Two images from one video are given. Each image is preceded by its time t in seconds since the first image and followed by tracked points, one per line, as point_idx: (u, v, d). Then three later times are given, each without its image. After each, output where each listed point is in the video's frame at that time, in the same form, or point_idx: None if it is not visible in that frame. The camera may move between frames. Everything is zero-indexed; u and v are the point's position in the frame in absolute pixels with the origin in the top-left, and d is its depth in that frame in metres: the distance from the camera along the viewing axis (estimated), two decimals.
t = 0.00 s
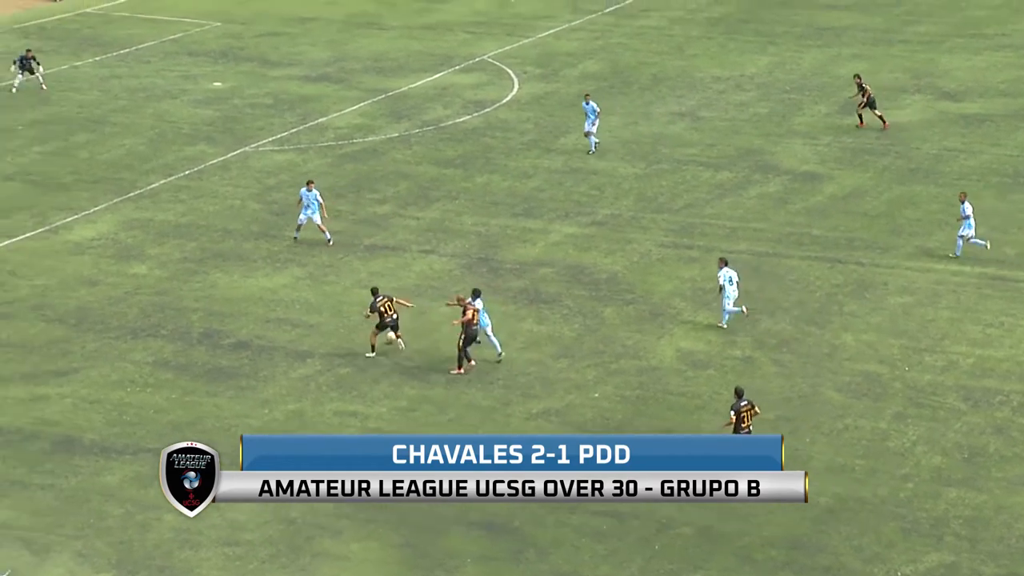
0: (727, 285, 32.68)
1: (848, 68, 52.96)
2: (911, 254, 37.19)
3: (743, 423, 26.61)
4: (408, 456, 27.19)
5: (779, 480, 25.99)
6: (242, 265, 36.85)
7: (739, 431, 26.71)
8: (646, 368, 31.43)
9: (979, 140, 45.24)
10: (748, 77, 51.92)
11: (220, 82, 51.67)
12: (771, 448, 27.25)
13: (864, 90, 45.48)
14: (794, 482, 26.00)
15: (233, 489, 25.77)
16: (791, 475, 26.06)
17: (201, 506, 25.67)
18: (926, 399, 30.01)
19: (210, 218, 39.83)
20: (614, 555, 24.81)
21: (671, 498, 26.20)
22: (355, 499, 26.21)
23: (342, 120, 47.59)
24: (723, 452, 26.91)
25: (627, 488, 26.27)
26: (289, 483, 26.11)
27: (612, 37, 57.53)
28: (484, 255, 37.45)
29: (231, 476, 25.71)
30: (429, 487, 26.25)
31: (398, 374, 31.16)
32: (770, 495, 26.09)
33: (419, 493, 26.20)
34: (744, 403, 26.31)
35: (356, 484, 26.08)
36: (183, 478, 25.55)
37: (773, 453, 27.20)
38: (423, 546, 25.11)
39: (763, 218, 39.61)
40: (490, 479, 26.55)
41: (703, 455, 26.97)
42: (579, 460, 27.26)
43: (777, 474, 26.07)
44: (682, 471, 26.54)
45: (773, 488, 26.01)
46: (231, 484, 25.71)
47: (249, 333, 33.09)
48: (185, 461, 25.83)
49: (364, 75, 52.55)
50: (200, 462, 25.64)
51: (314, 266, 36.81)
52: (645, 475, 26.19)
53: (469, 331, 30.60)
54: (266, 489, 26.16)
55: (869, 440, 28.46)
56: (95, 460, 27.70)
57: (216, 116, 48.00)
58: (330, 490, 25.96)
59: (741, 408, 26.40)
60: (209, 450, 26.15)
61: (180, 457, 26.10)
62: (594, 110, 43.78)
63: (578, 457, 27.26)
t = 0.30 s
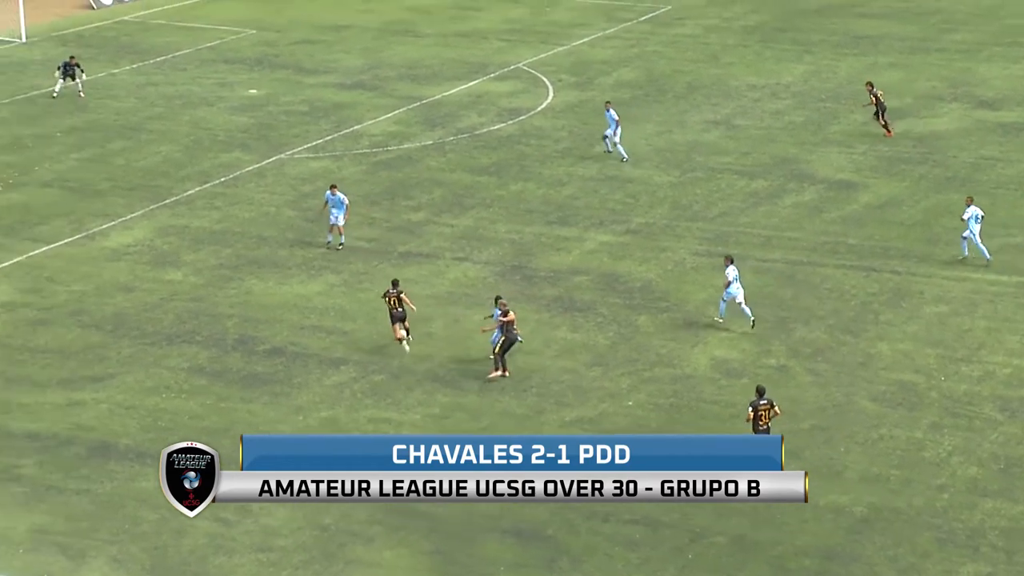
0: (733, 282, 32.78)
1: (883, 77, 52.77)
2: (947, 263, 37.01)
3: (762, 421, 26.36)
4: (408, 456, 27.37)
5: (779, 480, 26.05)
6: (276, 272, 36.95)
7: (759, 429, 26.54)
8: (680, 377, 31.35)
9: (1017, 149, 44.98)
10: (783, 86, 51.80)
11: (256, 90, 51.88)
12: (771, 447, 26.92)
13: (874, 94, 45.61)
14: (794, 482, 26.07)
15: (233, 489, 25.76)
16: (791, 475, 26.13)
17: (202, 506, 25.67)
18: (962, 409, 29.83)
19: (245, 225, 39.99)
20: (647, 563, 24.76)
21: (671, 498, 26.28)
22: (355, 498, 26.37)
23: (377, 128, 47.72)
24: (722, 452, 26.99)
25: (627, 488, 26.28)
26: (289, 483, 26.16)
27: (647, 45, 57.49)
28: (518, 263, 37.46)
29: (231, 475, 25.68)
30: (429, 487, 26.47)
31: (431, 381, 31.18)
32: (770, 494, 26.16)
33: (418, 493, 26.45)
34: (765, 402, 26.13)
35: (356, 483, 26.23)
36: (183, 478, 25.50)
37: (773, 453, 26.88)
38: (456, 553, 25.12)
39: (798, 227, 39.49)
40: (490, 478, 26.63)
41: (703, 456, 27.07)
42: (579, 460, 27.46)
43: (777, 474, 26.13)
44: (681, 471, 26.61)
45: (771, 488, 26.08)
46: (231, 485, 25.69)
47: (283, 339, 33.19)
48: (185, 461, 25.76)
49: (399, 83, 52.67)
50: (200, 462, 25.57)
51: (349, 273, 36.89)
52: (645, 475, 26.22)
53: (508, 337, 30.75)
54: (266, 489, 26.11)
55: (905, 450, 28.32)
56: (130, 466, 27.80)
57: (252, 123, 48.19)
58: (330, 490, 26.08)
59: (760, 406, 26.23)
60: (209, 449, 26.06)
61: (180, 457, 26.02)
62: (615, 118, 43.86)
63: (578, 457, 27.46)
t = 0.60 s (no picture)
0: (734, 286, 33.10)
1: (918, 85, 52.54)
2: (981, 273, 36.80)
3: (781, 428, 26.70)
4: (408, 456, 27.35)
5: (779, 479, 26.15)
6: (309, 278, 37.03)
7: (776, 433, 26.85)
8: (712, 386, 31.24)
9: None
10: (816, 93, 51.65)
11: (289, 97, 52.05)
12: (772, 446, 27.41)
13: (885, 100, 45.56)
14: (794, 481, 26.18)
15: (233, 489, 25.92)
16: (791, 475, 26.23)
17: (202, 506, 25.96)
18: (996, 419, 29.65)
19: (277, 232, 40.10)
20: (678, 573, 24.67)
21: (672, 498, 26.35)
22: (355, 498, 26.49)
23: (409, 135, 47.80)
24: (722, 452, 27.38)
25: (627, 488, 26.41)
26: (289, 483, 26.25)
27: (680, 53, 57.41)
28: (549, 270, 37.44)
29: (231, 476, 25.78)
30: (429, 487, 26.42)
31: (462, 389, 31.17)
32: (770, 494, 26.27)
33: (419, 493, 26.32)
34: (785, 411, 26.45)
35: (356, 483, 26.19)
36: (183, 479, 25.75)
37: (773, 453, 27.31)
38: (487, 561, 25.09)
39: (831, 235, 39.34)
40: (490, 478, 26.70)
41: (703, 456, 27.36)
42: (579, 460, 27.61)
43: (777, 474, 26.22)
44: (680, 471, 26.68)
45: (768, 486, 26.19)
46: (231, 485, 25.82)
47: (314, 346, 33.25)
48: (185, 461, 26.01)
49: (431, 90, 52.74)
50: (200, 462, 25.82)
51: (381, 280, 36.94)
52: (645, 475, 26.29)
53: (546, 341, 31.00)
54: (266, 489, 26.36)
55: (938, 460, 28.17)
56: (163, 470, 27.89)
57: (284, 130, 48.34)
58: (330, 490, 26.07)
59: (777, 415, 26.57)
60: (209, 450, 26.31)
61: (181, 457, 26.27)
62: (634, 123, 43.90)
63: (578, 457, 27.62)
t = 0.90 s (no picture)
0: (731, 283, 33.74)
1: (946, 93, 52.32)
2: (1010, 281, 36.58)
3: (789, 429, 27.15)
4: (408, 456, 28.49)
5: (778, 480, 26.87)
6: (335, 286, 37.06)
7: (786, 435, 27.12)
8: (738, 394, 31.12)
9: None
10: (844, 101, 51.48)
11: (316, 104, 52.13)
12: (771, 448, 28.38)
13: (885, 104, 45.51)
14: (794, 482, 26.86)
15: (233, 489, 26.62)
16: (790, 475, 26.93)
17: (201, 506, 26.40)
18: None
19: (303, 239, 40.16)
20: None
21: (671, 498, 26.93)
22: (355, 499, 27.04)
23: (435, 142, 47.82)
24: (720, 452, 28.19)
25: (627, 488, 26.92)
26: (289, 483, 26.99)
27: (708, 61, 57.27)
28: (574, 278, 37.38)
29: (232, 476, 26.58)
30: (430, 487, 27.28)
31: (487, 397, 31.13)
32: (770, 495, 26.91)
33: (419, 493, 27.27)
34: (794, 411, 26.95)
35: (356, 484, 27.02)
36: (183, 478, 26.16)
37: (773, 453, 28.35)
38: (512, 568, 25.04)
39: (859, 243, 39.17)
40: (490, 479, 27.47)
41: (702, 456, 28.15)
42: (579, 460, 28.62)
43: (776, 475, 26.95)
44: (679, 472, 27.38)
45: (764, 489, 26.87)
46: (231, 485, 26.57)
47: (340, 353, 33.26)
48: (185, 461, 26.42)
49: (458, 98, 52.76)
50: (200, 463, 26.24)
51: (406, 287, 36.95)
52: (645, 476, 26.94)
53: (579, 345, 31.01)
54: (266, 489, 26.89)
55: (966, 469, 28.01)
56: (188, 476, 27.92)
57: (310, 137, 48.43)
58: (330, 490, 26.90)
59: (790, 414, 27.06)
60: (209, 450, 26.74)
61: (180, 457, 26.68)
62: (645, 124, 44.34)
63: (578, 457, 28.62)
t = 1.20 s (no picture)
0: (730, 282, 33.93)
1: (968, 100, 52.20)
2: None
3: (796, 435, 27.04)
4: (408, 456, 28.60)
5: (779, 480, 26.63)
6: (355, 292, 37.14)
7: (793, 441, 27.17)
8: (758, 402, 31.08)
9: None
10: (865, 108, 51.40)
11: (337, 111, 52.27)
12: (771, 448, 28.66)
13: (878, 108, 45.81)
14: (794, 482, 26.60)
15: (233, 489, 26.20)
16: (791, 475, 26.67)
17: (201, 506, 25.84)
18: None
19: (324, 246, 40.26)
20: None
21: (672, 499, 26.92)
22: (355, 499, 26.99)
23: (457, 149, 47.90)
24: (722, 452, 28.46)
25: (627, 488, 26.82)
26: (289, 483, 26.69)
27: (729, 68, 57.24)
28: (595, 285, 37.40)
29: (231, 476, 26.12)
30: (429, 487, 27.23)
31: (507, 404, 31.16)
32: (770, 494, 26.79)
33: (419, 493, 27.18)
34: (801, 417, 26.79)
35: (356, 484, 26.91)
36: (183, 478, 25.47)
37: (772, 453, 28.56)
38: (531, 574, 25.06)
39: (880, 251, 39.10)
40: (491, 478, 27.27)
41: (702, 456, 28.32)
42: (579, 460, 28.70)
43: (777, 475, 26.70)
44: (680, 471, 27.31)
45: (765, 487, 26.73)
46: (231, 485, 26.12)
47: (360, 360, 33.33)
48: (185, 461, 25.67)
49: (479, 105, 52.84)
50: (200, 462, 25.47)
51: (427, 294, 37.02)
52: (646, 475, 26.76)
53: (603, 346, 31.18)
54: (266, 489, 26.84)
55: (987, 478, 27.92)
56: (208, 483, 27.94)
57: (332, 144, 48.56)
58: (330, 490, 26.72)
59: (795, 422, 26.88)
60: (209, 449, 25.94)
61: (181, 456, 25.93)
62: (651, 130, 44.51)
63: (578, 457, 28.70)
